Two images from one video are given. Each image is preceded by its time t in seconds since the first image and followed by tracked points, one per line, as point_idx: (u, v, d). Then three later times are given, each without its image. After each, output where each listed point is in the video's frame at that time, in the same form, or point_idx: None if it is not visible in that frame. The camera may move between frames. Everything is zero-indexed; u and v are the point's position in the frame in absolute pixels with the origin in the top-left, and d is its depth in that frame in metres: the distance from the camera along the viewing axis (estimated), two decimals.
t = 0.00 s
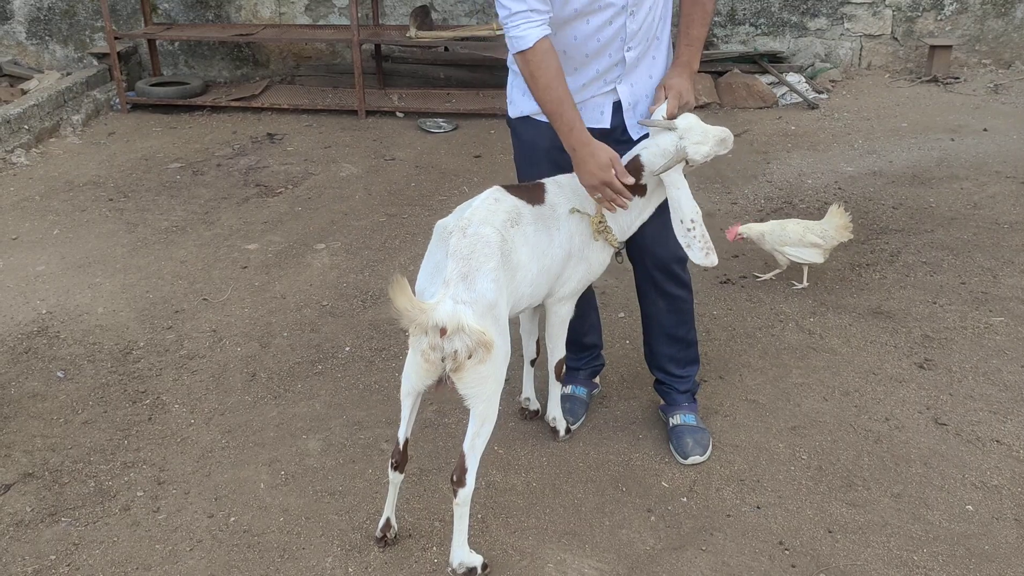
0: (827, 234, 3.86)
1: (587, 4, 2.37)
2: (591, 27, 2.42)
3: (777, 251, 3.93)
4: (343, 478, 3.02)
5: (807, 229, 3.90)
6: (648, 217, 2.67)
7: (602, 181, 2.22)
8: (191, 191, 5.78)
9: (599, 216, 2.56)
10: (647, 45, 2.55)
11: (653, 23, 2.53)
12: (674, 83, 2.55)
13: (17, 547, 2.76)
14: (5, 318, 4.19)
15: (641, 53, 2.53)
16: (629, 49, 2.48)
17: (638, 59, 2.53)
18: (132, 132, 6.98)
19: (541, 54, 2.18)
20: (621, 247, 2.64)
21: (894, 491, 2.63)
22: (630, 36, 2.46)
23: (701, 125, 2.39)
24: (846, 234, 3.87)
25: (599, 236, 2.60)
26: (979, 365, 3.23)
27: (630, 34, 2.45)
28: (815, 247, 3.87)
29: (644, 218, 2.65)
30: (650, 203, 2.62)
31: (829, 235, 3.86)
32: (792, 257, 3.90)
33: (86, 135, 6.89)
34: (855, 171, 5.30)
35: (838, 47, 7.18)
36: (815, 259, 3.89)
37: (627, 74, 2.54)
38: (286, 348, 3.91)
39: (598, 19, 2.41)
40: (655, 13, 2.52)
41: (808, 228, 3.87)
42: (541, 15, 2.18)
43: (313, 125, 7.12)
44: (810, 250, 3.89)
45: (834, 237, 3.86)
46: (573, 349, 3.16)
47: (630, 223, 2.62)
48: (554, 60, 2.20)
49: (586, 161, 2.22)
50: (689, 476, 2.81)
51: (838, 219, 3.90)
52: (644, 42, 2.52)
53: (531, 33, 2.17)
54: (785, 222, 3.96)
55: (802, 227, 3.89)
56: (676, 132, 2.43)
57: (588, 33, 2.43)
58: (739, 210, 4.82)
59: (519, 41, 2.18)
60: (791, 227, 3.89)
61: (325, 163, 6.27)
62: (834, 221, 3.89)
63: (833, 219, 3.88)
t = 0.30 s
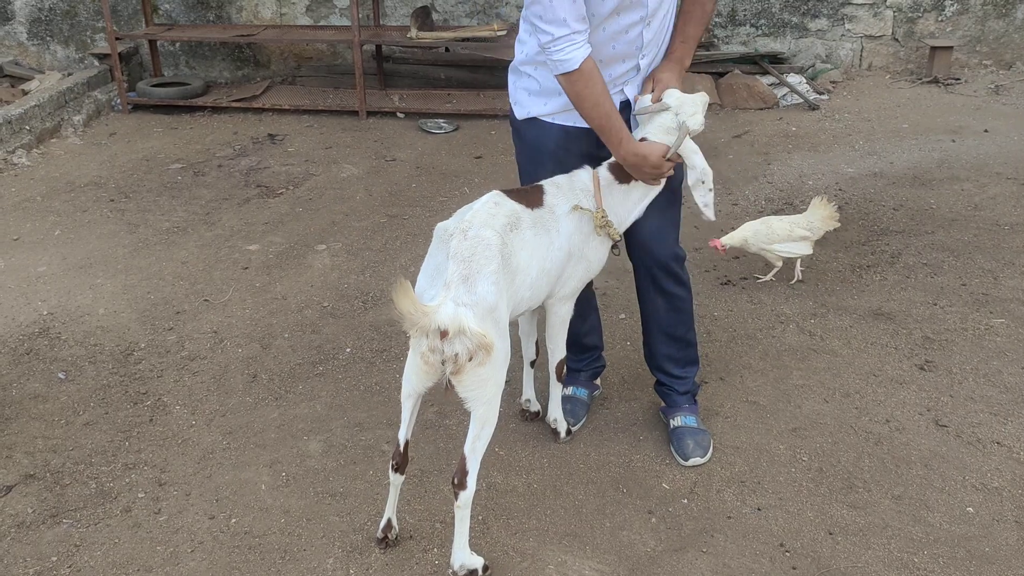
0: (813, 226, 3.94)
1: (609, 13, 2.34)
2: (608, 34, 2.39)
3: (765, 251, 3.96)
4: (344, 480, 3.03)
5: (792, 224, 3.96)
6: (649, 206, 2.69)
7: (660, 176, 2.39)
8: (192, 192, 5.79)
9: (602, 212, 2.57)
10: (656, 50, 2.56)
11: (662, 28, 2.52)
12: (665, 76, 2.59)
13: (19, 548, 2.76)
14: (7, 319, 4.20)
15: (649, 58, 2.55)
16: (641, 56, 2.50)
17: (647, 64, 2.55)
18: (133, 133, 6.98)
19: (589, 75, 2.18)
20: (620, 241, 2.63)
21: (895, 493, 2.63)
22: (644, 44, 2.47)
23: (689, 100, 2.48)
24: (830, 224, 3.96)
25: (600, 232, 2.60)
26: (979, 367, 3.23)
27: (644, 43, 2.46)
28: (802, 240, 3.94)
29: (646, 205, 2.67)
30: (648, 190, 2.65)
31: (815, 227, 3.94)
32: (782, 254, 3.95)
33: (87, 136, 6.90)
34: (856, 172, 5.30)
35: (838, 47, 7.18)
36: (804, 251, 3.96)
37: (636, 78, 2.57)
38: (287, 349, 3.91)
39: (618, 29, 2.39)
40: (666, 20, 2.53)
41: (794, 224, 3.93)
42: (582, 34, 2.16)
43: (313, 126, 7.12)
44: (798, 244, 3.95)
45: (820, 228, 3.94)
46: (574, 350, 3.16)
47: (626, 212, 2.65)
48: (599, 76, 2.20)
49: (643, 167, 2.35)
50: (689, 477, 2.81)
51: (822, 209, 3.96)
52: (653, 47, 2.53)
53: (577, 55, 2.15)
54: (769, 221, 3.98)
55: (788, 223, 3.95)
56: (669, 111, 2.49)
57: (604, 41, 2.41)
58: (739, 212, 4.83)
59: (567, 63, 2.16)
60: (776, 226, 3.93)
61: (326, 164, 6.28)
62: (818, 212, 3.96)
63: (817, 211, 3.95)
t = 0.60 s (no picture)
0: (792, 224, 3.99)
1: (606, 15, 2.36)
2: (607, 36, 2.41)
3: (755, 257, 3.94)
4: (344, 479, 3.03)
5: (775, 226, 3.97)
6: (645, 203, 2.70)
7: (639, 157, 2.37)
8: (192, 192, 5.80)
9: (599, 210, 2.57)
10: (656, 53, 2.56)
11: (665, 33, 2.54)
12: (666, 82, 2.62)
13: (19, 548, 2.76)
14: (8, 318, 4.21)
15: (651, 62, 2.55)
16: (641, 59, 2.50)
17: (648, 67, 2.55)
18: (133, 133, 6.99)
19: (556, 61, 2.24)
20: (619, 240, 2.65)
21: (894, 493, 2.63)
22: (643, 48, 2.47)
23: (691, 102, 2.52)
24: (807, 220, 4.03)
25: (598, 229, 2.60)
26: (979, 367, 3.23)
27: (644, 46, 2.46)
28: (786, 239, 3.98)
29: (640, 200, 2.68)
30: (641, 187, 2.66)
31: (795, 226, 3.98)
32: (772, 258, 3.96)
33: (87, 136, 6.91)
34: (856, 172, 5.30)
35: (839, 48, 7.18)
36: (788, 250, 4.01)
37: (636, 83, 2.56)
38: (287, 349, 3.91)
39: (616, 30, 2.40)
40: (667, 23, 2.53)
41: (777, 227, 3.95)
42: (552, 26, 2.22)
43: (314, 126, 7.13)
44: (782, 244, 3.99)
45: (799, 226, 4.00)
46: (574, 350, 3.16)
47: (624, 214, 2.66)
48: (569, 65, 2.25)
49: (618, 147, 2.36)
50: (689, 477, 2.81)
51: (798, 207, 4.00)
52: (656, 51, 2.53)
53: (541, 44, 2.22)
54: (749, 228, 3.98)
55: (771, 226, 3.96)
56: (670, 109, 2.51)
57: (604, 42, 2.42)
58: (739, 213, 4.84)
59: (531, 52, 2.24)
60: (761, 231, 3.93)
61: (326, 164, 6.29)
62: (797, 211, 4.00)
63: (796, 210, 3.99)
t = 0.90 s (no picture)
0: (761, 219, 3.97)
1: (603, 9, 2.37)
2: (603, 32, 2.41)
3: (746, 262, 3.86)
4: (344, 477, 3.03)
5: (750, 226, 3.92)
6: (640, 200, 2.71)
7: (627, 152, 2.39)
8: (193, 191, 5.80)
9: (594, 207, 2.58)
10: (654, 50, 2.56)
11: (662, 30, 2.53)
12: (655, 83, 2.54)
13: (20, 545, 2.76)
14: (9, 316, 4.21)
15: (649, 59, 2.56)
16: (639, 56, 2.51)
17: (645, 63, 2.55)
18: (134, 132, 6.99)
19: (548, 52, 2.27)
20: (615, 237, 2.65)
21: (894, 491, 2.63)
22: (640, 44, 2.48)
23: (685, 103, 2.48)
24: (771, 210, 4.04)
25: (593, 227, 2.61)
26: (979, 365, 3.23)
27: (641, 43, 2.48)
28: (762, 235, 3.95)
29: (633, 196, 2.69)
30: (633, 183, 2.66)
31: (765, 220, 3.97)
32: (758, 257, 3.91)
33: (88, 135, 6.91)
34: (856, 171, 5.30)
35: (839, 47, 7.18)
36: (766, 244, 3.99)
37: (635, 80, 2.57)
38: (287, 347, 3.91)
39: (612, 27, 2.40)
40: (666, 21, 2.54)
41: (754, 227, 3.90)
42: (547, 17, 2.25)
43: (314, 125, 7.13)
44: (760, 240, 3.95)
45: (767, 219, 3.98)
46: (573, 348, 3.17)
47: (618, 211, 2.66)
48: (561, 57, 2.29)
49: (607, 139, 2.39)
50: (689, 475, 2.81)
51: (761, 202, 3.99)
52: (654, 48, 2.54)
53: (533, 35, 2.26)
54: (729, 239, 3.90)
55: (747, 228, 3.91)
56: (664, 109, 2.47)
57: (600, 37, 2.43)
58: (739, 212, 4.85)
59: (523, 42, 2.28)
60: (743, 236, 3.86)
61: (326, 162, 6.29)
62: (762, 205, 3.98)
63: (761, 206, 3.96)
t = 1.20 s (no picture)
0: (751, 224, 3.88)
1: (596, 7, 2.38)
2: (597, 30, 2.43)
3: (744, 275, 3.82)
4: (341, 479, 3.03)
5: (743, 237, 3.84)
6: (642, 214, 2.71)
7: (573, 176, 2.51)
8: (192, 192, 5.81)
9: (583, 221, 2.58)
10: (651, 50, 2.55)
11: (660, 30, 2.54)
12: (671, 87, 2.58)
13: (17, 547, 2.77)
14: (7, 318, 4.21)
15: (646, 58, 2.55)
16: (634, 54, 2.49)
17: (642, 64, 2.54)
18: (133, 133, 7.00)
19: (535, 61, 2.32)
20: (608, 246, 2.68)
21: (890, 493, 2.63)
22: (635, 43, 2.47)
23: (700, 129, 2.54)
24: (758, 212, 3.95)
25: (586, 239, 2.63)
26: (976, 367, 3.22)
27: (636, 41, 2.47)
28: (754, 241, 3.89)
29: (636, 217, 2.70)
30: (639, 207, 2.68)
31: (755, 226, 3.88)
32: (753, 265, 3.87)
33: (88, 135, 6.91)
34: (855, 172, 5.30)
35: (838, 48, 7.17)
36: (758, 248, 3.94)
37: (631, 79, 2.54)
38: (286, 349, 3.92)
39: (605, 24, 2.42)
40: (662, 21, 2.54)
41: (746, 238, 3.83)
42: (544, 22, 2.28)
43: (314, 126, 7.14)
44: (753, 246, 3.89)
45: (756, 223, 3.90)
46: (571, 350, 3.17)
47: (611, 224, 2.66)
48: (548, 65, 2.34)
49: (558, 158, 2.49)
50: (686, 477, 2.82)
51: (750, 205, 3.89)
52: (650, 47, 2.53)
53: (530, 40, 2.28)
54: (727, 246, 3.84)
55: (740, 239, 3.83)
56: (678, 133, 2.55)
57: (594, 36, 2.44)
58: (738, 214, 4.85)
59: (518, 46, 2.30)
60: (738, 249, 3.79)
61: (326, 163, 6.29)
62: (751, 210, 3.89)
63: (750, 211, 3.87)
